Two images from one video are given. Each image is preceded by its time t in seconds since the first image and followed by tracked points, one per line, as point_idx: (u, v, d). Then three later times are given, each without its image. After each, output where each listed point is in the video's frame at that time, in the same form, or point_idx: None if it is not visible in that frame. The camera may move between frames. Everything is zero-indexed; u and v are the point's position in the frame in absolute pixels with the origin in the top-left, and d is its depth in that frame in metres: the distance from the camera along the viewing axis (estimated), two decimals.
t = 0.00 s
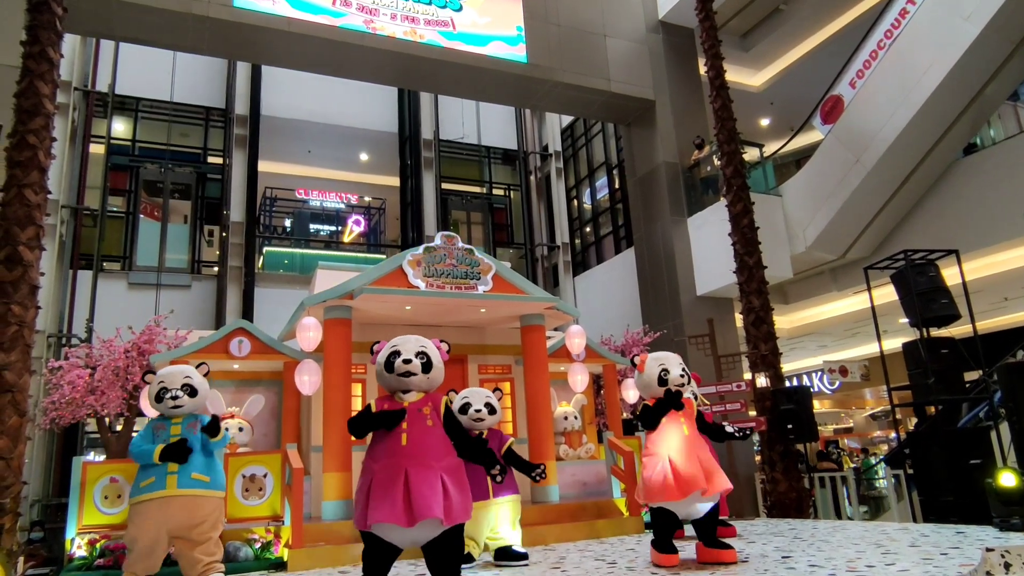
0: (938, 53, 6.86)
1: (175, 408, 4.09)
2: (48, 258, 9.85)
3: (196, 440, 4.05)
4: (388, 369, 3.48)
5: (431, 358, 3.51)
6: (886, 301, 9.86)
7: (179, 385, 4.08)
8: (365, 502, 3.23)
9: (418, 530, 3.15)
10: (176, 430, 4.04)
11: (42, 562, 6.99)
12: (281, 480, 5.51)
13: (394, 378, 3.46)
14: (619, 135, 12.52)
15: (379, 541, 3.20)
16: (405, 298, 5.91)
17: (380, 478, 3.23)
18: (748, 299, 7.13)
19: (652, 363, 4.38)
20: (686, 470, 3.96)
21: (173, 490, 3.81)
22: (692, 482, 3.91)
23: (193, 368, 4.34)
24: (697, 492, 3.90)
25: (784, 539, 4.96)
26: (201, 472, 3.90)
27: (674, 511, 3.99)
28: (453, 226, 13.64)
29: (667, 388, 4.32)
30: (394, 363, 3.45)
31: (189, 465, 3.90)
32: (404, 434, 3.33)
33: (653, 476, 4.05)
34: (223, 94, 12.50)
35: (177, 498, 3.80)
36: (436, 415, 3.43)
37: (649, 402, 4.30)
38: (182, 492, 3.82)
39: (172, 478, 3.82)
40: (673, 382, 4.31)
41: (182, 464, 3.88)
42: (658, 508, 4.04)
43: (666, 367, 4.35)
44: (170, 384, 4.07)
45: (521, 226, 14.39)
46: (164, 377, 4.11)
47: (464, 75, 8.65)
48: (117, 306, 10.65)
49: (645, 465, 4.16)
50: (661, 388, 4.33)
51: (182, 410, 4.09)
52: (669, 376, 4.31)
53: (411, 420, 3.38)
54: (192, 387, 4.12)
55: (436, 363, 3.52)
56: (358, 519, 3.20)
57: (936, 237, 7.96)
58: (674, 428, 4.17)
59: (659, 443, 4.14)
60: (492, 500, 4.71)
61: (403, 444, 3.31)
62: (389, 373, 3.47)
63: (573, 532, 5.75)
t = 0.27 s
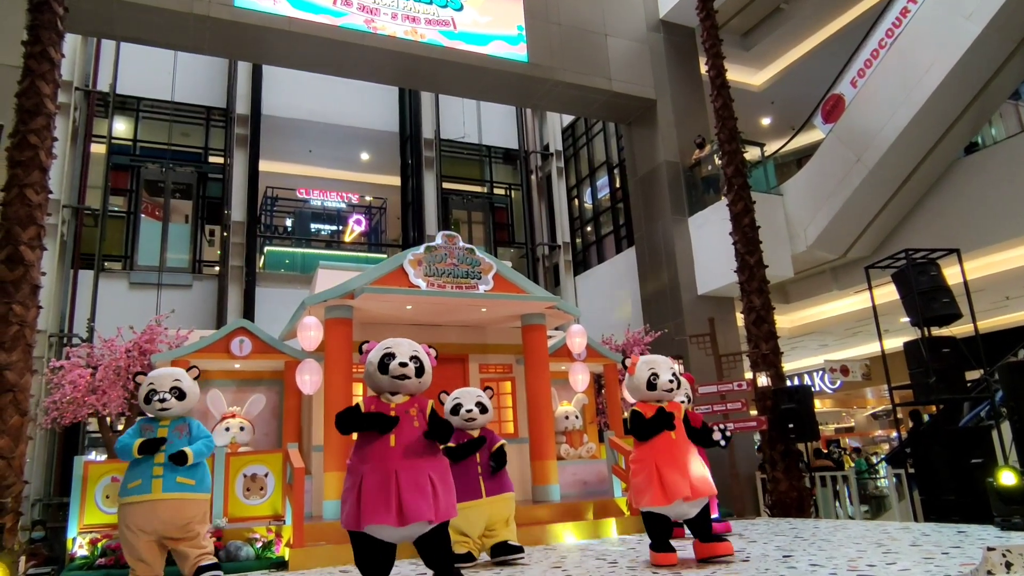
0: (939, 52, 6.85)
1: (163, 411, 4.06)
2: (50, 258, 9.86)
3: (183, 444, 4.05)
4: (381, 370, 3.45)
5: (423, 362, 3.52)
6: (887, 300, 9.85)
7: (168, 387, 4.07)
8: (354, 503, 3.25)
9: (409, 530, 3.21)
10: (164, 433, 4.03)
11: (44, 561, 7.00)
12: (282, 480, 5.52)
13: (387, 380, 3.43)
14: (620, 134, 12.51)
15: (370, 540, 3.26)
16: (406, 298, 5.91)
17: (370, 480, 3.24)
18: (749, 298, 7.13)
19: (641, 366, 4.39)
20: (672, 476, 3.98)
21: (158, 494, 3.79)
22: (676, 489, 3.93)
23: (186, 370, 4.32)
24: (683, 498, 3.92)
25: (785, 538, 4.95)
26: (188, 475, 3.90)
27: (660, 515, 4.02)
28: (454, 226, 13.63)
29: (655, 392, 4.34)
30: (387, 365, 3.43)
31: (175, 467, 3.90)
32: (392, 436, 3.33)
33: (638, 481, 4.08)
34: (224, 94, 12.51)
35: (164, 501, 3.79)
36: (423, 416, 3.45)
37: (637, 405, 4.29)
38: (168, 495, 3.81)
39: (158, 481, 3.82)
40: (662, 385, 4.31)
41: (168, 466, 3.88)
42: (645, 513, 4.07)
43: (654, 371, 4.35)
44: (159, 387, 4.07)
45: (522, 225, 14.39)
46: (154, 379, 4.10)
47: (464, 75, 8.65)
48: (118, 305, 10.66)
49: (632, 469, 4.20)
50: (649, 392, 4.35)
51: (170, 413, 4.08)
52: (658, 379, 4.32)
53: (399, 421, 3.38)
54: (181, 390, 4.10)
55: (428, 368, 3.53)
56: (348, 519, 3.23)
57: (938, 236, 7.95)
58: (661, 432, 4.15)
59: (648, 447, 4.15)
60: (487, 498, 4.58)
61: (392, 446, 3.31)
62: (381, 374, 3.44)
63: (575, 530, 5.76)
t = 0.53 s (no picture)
0: (941, 51, 6.85)
1: (168, 407, 4.06)
2: (51, 258, 9.86)
3: (188, 439, 4.05)
4: (383, 371, 3.49)
5: (423, 361, 3.58)
6: (888, 299, 9.85)
7: (173, 384, 4.06)
8: (361, 499, 3.24)
9: (415, 526, 3.24)
10: (168, 428, 4.01)
11: (46, 561, 7.01)
12: (284, 479, 5.51)
13: (392, 380, 3.49)
14: (621, 133, 12.51)
15: (373, 538, 3.25)
16: (407, 297, 5.91)
17: (379, 476, 3.25)
18: (750, 297, 7.12)
19: (641, 364, 4.40)
20: (676, 470, 3.99)
21: (161, 488, 3.79)
22: (682, 482, 3.93)
23: (189, 367, 4.33)
24: (687, 491, 3.93)
25: (786, 538, 4.95)
26: (190, 471, 3.91)
27: (664, 509, 4.01)
28: (455, 225, 13.60)
29: (655, 388, 4.36)
30: (392, 366, 3.47)
31: (179, 462, 3.91)
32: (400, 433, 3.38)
33: (643, 475, 4.06)
34: (226, 94, 12.52)
35: (166, 495, 3.79)
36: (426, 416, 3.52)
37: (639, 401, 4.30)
38: (171, 489, 3.81)
39: (162, 475, 3.82)
40: (662, 382, 4.34)
41: (172, 461, 3.89)
42: (648, 507, 4.05)
43: (654, 368, 4.36)
44: (165, 383, 4.06)
45: (523, 225, 14.38)
46: (159, 375, 4.09)
47: (465, 74, 8.65)
48: (120, 305, 10.66)
49: (635, 464, 4.18)
50: (650, 388, 4.36)
51: (175, 409, 4.07)
52: (658, 376, 4.34)
53: (406, 419, 3.43)
54: (186, 387, 4.10)
55: (429, 366, 3.60)
56: (353, 515, 3.21)
57: (940, 235, 7.95)
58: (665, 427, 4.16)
59: (650, 442, 4.15)
60: (488, 495, 4.52)
61: (399, 443, 3.35)
62: (385, 376, 3.49)
63: (576, 529, 5.77)
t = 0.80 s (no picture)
0: (942, 50, 6.84)
1: (177, 406, 4.06)
2: (53, 257, 9.87)
3: (198, 439, 4.04)
4: (394, 374, 3.50)
5: (432, 361, 3.60)
6: (890, 299, 9.85)
7: (182, 383, 4.07)
8: (390, 487, 3.24)
9: (438, 518, 3.32)
10: (179, 428, 4.01)
11: (47, 560, 7.01)
12: (285, 479, 5.51)
13: (403, 383, 3.52)
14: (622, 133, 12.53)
15: (394, 528, 3.25)
16: (409, 297, 5.91)
17: (409, 466, 3.29)
18: (752, 297, 7.13)
19: (646, 364, 4.45)
20: (683, 471, 4.00)
21: (172, 486, 3.80)
22: (688, 484, 3.94)
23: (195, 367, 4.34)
24: (694, 493, 3.94)
25: (788, 537, 4.96)
26: (201, 470, 3.91)
27: (666, 508, 4.00)
28: (456, 225, 13.59)
29: (662, 389, 4.37)
30: (402, 369, 3.47)
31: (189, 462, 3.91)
32: (423, 427, 3.46)
33: (649, 473, 4.06)
34: (227, 93, 12.53)
35: (175, 494, 3.79)
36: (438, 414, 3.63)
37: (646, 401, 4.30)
38: (181, 488, 3.81)
39: (172, 474, 3.83)
40: (668, 382, 4.36)
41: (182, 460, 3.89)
42: (650, 505, 4.04)
43: (660, 368, 4.40)
44: (173, 382, 4.07)
45: (524, 224, 14.38)
46: (166, 375, 4.10)
47: (467, 74, 8.65)
48: (121, 304, 10.67)
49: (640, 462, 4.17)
50: (656, 389, 4.37)
51: (185, 408, 4.07)
52: (663, 376, 4.36)
53: (426, 415, 3.52)
54: (194, 385, 4.11)
55: (437, 364, 3.63)
56: (385, 503, 3.18)
57: (941, 234, 7.94)
58: (672, 428, 4.19)
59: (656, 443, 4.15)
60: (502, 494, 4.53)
61: (422, 436, 3.42)
62: (397, 378, 3.50)
63: (578, 529, 5.76)
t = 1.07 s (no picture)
0: (944, 49, 6.83)
1: (176, 406, 4.05)
2: (55, 257, 9.89)
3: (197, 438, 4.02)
4: (391, 374, 3.49)
5: (430, 362, 3.58)
6: (892, 298, 9.84)
7: (180, 382, 4.06)
8: (384, 494, 3.21)
9: (440, 519, 3.28)
10: (178, 426, 4.00)
11: (49, 560, 7.01)
12: (287, 478, 5.50)
13: (399, 383, 3.49)
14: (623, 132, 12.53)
15: (393, 533, 3.23)
16: (410, 296, 5.91)
17: (403, 469, 3.28)
18: (753, 296, 7.13)
19: (649, 363, 4.45)
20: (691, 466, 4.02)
21: (172, 484, 3.78)
22: (696, 476, 3.95)
23: (196, 367, 4.32)
24: (703, 486, 3.96)
25: (789, 537, 4.95)
26: (200, 468, 3.89)
27: (673, 503, 3.98)
28: (457, 225, 13.58)
29: (665, 387, 4.40)
30: (399, 368, 3.47)
31: (189, 461, 3.88)
32: (417, 430, 3.44)
33: (656, 468, 4.04)
34: (228, 93, 12.54)
35: (175, 492, 3.77)
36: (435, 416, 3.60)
37: (649, 400, 4.36)
38: (181, 486, 3.79)
39: (172, 472, 3.81)
40: (671, 381, 4.37)
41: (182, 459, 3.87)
42: (657, 501, 4.01)
43: (662, 367, 4.39)
44: (172, 382, 4.06)
45: (526, 224, 14.39)
46: (165, 376, 4.09)
47: (468, 73, 8.65)
48: (122, 304, 10.67)
49: (645, 459, 4.15)
50: (659, 387, 4.40)
51: (184, 407, 4.05)
52: (666, 374, 4.36)
53: (420, 418, 3.49)
54: (193, 385, 4.08)
55: (435, 367, 3.60)
56: (378, 509, 3.15)
57: (943, 233, 7.93)
58: (676, 425, 4.25)
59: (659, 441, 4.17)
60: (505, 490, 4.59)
61: (416, 440, 3.41)
62: (393, 378, 3.48)
63: (579, 528, 5.76)
